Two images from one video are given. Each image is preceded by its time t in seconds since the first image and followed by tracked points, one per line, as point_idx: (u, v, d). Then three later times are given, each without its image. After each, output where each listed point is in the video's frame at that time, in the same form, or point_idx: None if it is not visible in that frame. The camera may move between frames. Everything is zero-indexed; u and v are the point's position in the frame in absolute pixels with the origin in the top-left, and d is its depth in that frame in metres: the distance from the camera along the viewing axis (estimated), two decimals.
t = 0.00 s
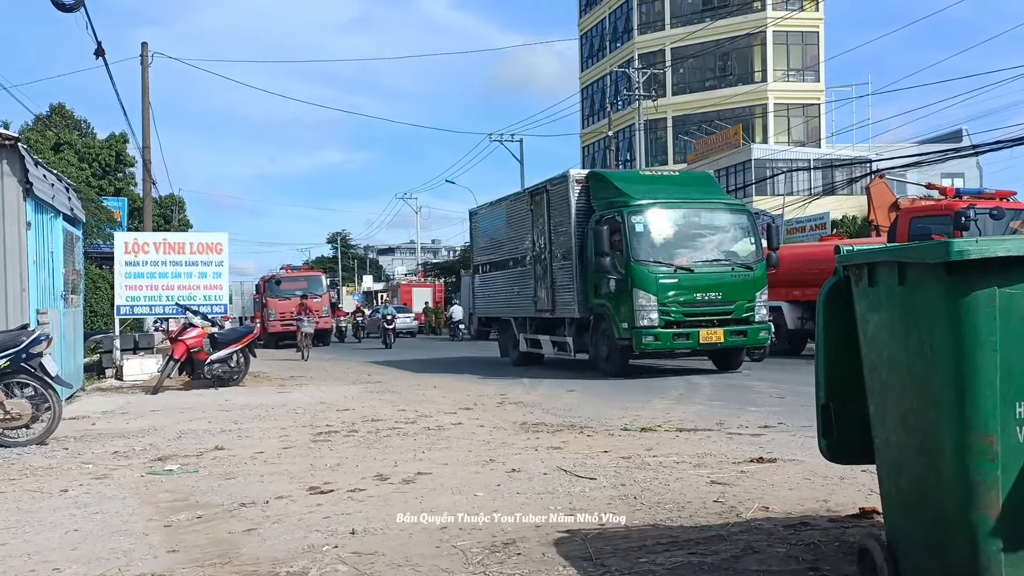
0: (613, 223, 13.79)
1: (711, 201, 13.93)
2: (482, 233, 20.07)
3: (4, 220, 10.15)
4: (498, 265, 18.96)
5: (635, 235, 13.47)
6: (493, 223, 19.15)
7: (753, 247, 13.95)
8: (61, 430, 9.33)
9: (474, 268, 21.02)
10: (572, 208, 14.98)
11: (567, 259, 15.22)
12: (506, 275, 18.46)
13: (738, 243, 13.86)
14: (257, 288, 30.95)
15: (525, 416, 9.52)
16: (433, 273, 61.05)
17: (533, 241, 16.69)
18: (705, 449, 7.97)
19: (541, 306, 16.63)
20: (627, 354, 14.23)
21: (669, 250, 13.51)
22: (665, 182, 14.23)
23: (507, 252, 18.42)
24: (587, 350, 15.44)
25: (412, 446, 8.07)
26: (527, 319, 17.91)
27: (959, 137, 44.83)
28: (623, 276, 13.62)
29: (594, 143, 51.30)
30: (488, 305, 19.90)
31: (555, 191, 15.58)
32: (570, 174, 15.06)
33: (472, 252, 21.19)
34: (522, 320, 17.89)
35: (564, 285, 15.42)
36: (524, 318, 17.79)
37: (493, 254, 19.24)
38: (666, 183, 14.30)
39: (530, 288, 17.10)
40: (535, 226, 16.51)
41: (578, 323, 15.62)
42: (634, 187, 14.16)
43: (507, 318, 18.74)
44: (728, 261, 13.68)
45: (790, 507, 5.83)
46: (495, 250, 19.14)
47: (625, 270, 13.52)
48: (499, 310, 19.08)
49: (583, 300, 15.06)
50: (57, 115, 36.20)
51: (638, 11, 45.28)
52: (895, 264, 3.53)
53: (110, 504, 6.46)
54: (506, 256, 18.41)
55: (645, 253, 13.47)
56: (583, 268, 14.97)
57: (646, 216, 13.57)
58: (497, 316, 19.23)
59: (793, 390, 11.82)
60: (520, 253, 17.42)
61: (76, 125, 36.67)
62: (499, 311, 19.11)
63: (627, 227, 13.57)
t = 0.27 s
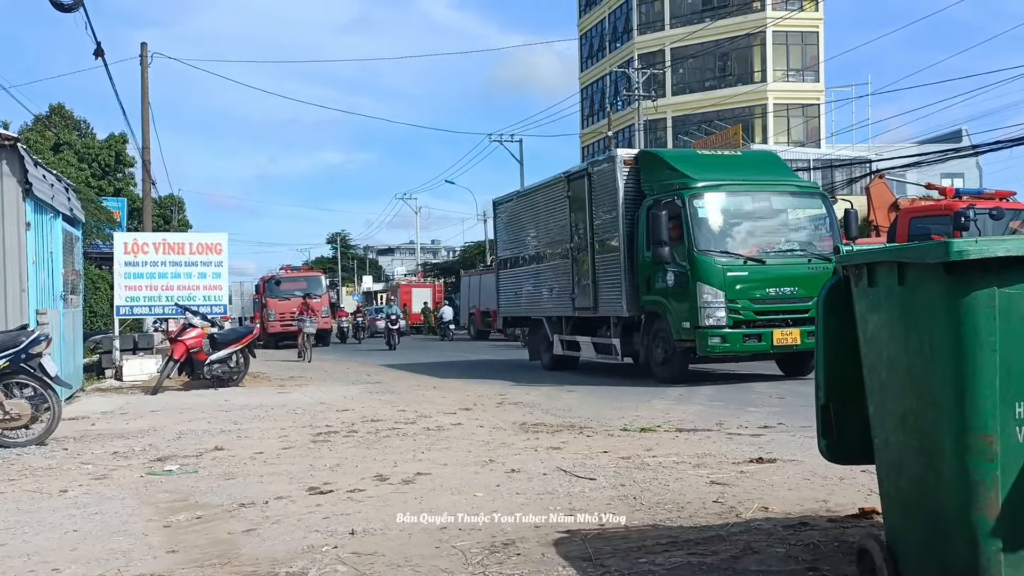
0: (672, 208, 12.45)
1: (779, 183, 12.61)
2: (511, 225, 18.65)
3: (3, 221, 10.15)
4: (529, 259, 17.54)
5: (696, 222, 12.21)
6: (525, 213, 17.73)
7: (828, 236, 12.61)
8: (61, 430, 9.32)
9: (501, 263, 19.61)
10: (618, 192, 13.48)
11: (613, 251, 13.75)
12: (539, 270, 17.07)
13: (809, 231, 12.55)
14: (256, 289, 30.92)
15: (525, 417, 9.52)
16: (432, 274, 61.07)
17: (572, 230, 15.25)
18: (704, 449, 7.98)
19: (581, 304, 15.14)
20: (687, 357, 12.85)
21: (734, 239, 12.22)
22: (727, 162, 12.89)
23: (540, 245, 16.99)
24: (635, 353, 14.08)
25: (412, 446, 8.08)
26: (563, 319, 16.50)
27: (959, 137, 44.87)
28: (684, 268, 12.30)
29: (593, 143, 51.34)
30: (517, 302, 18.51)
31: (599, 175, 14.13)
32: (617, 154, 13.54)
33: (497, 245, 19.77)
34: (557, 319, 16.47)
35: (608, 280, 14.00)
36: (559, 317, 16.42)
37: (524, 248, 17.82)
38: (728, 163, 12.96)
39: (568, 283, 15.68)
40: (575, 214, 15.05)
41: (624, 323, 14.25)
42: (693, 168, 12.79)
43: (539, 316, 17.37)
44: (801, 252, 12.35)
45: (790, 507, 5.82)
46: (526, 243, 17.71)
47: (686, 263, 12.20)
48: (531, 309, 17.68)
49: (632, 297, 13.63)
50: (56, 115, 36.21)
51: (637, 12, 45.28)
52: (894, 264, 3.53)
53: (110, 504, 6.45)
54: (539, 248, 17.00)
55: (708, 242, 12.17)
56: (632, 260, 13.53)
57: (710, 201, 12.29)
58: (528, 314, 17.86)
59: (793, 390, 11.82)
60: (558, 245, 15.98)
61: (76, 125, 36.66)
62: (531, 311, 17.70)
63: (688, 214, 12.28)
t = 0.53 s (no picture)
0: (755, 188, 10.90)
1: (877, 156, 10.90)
2: (544, 218, 17.29)
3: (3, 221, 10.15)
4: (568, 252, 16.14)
5: (780, 203, 10.66)
6: (561, 203, 16.38)
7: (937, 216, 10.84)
8: (60, 431, 9.31)
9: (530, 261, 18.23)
10: (682, 171, 12.05)
11: (674, 235, 12.35)
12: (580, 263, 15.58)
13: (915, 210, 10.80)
14: (256, 289, 30.91)
15: (525, 417, 9.51)
16: (432, 274, 61.10)
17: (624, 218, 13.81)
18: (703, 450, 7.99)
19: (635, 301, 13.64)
20: (767, 362, 11.43)
21: (827, 222, 10.62)
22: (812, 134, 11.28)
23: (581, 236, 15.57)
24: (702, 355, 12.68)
25: (412, 446, 8.09)
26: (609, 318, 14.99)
27: (958, 137, 44.91)
28: (769, 257, 10.77)
29: (592, 144, 51.37)
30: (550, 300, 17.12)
31: (655, 151, 12.77)
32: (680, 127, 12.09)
33: (526, 242, 18.42)
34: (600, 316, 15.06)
35: (670, 272, 12.58)
36: (604, 315, 14.95)
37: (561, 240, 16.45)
38: (813, 134, 11.33)
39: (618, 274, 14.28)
40: (627, 197, 13.66)
41: (687, 323, 12.83)
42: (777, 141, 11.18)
43: (579, 315, 15.88)
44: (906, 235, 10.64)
45: (790, 507, 5.83)
46: (564, 236, 16.30)
47: (772, 250, 10.67)
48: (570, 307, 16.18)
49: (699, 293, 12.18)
50: (56, 115, 36.20)
51: (637, 12, 45.28)
52: (894, 264, 3.53)
53: (111, 505, 6.45)
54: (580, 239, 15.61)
55: (798, 226, 10.58)
56: (699, 246, 12.14)
57: (797, 175, 10.71)
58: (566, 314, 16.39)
59: (793, 390, 11.83)
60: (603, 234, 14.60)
61: (75, 126, 36.63)
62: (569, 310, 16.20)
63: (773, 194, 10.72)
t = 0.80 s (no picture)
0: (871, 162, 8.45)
1: None
2: (588, 207, 15.49)
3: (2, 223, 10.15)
4: (619, 244, 14.30)
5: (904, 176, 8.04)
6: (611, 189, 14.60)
7: None
8: (60, 432, 9.32)
9: (569, 255, 16.47)
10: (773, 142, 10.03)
11: (763, 219, 10.44)
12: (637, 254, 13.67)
13: None
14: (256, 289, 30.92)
15: (524, 418, 9.51)
16: (432, 275, 61.10)
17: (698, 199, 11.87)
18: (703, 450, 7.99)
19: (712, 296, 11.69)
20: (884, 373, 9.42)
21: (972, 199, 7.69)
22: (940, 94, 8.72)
23: (635, 223, 13.80)
24: (793, 360, 10.86)
25: (411, 447, 8.09)
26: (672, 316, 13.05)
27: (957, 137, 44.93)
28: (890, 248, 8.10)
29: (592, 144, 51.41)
30: (595, 299, 15.31)
31: (733, 119, 10.96)
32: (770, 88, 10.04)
33: (564, 236, 16.66)
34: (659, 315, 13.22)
35: (756, 264, 10.66)
36: (666, 313, 13.04)
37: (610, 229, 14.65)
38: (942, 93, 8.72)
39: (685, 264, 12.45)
40: (699, 176, 11.84)
41: (774, 324, 10.90)
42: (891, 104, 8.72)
43: (632, 313, 13.98)
44: None
45: (790, 507, 5.82)
46: (613, 224, 14.49)
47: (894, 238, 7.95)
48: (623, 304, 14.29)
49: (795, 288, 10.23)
50: (56, 117, 36.24)
51: (636, 12, 45.31)
52: (894, 265, 3.53)
53: (111, 506, 6.45)
54: (634, 228, 13.81)
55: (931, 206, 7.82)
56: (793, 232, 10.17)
57: (923, 140, 8.11)
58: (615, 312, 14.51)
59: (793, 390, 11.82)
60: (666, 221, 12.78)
61: (74, 127, 36.64)
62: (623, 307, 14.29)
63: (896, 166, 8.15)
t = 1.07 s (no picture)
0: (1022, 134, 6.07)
1: None
2: (651, 186, 13.61)
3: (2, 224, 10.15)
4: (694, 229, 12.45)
5: None
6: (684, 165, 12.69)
7: None
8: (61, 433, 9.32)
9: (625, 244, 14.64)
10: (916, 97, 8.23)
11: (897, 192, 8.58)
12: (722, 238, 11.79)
13: None
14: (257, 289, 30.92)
15: (526, 419, 9.50)
16: (431, 275, 61.07)
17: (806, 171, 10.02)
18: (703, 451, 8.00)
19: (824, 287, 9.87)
20: None
21: None
22: None
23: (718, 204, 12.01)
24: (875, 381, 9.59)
25: (412, 447, 8.10)
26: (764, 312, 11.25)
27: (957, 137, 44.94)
28: None
29: (592, 144, 51.38)
30: (659, 291, 13.57)
31: (859, 74, 9.15)
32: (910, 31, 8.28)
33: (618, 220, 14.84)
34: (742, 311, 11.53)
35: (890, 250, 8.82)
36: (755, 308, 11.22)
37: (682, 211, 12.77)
38: None
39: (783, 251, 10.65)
40: (805, 146, 9.99)
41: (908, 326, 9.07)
42: None
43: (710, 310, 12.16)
44: None
45: (790, 508, 5.82)
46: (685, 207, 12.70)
47: None
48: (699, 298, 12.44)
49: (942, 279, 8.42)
50: (55, 118, 36.24)
51: (637, 12, 45.31)
52: (894, 265, 3.52)
53: (111, 507, 6.46)
54: (715, 210, 11.95)
55: None
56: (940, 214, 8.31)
57: None
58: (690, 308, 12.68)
59: (794, 391, 11.83)
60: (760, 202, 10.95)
61: (74, 128, 36.64)
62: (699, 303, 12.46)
63: None
